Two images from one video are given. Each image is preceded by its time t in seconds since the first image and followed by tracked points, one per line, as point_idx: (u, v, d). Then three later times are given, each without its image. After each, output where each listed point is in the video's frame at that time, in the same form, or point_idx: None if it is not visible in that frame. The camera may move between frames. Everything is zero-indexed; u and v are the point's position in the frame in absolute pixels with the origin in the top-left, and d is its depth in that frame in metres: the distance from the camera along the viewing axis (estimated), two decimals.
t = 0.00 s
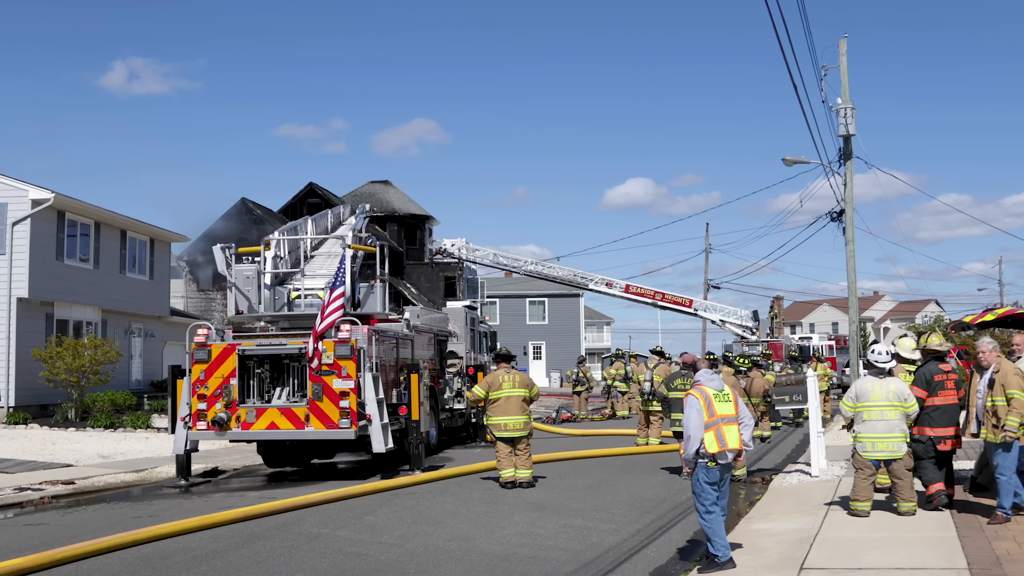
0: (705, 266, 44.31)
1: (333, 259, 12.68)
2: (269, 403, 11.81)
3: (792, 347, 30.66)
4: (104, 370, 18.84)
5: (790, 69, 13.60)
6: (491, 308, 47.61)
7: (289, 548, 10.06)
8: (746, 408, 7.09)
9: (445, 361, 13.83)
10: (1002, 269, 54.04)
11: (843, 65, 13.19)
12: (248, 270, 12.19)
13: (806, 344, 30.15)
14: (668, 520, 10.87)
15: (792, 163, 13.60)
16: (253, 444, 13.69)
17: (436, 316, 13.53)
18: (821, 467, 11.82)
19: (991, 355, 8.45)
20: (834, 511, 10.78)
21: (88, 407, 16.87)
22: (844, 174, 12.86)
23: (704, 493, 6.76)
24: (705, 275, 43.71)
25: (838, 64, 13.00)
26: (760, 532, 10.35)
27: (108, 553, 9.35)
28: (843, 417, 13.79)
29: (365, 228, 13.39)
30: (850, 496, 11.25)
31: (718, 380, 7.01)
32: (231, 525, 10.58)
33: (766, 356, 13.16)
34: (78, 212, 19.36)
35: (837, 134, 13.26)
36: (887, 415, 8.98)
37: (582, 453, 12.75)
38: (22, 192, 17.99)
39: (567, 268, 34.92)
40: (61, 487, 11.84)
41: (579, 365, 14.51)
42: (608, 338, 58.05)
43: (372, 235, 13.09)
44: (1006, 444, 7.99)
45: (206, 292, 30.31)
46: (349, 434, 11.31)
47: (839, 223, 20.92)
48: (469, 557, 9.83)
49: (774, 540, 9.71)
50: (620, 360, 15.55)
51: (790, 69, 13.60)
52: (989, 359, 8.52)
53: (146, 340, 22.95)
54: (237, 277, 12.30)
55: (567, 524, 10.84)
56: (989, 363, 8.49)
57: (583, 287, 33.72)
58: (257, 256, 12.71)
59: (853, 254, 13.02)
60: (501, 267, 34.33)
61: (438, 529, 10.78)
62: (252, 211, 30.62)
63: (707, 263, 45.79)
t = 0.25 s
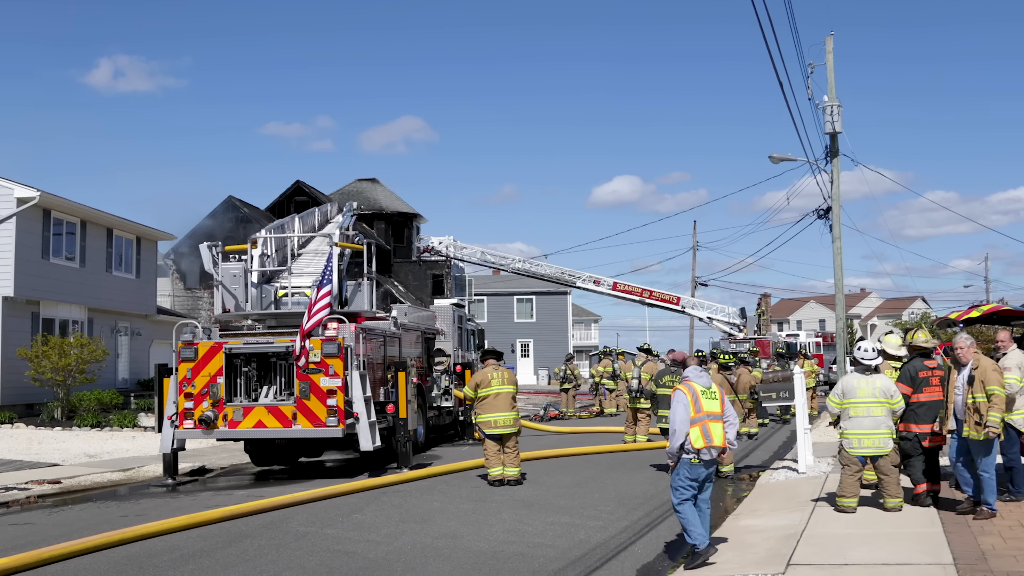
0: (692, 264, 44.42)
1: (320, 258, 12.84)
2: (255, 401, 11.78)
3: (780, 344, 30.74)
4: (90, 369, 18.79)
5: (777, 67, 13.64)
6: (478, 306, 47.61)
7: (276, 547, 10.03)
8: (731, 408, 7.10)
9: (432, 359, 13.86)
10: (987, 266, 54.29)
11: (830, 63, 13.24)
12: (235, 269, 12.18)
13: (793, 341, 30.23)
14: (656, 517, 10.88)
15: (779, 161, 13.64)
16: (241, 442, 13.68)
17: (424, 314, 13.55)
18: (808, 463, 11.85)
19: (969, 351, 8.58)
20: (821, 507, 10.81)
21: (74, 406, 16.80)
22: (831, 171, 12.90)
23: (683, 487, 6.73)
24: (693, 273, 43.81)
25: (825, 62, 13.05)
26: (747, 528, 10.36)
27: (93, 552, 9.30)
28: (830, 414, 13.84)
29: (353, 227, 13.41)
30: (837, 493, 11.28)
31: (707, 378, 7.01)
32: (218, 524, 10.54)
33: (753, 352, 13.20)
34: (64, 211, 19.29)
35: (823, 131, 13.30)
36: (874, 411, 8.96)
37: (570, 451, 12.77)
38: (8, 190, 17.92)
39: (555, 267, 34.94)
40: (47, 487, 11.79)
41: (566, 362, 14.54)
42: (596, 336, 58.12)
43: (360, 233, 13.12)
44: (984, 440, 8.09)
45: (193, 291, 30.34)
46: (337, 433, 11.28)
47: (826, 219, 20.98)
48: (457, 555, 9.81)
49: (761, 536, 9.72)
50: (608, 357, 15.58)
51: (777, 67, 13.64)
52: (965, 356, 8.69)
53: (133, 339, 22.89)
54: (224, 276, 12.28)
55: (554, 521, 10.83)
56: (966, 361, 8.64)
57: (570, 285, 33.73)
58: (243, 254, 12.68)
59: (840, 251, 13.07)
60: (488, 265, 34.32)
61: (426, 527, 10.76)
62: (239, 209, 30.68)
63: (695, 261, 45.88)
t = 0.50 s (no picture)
0: (674, 261, 44.57)
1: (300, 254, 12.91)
2: (236, 399, 11.74)
3: (761, 341, 30.86)
4: (69, 366, 18.69)
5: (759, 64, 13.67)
6: (461, 303, 47.60)
7: (257, 544, 9.97)
8: (709, 406, 7.12)
9: (414, 356, 13.76)
10: (967, 264, 54.68)
11: (811, 60, 13.27)
12: (216, 265, 12.05)
13: (774, 338, 30.35)
14: (637, 514, 10.89)
15: (761, 158, 13.67)
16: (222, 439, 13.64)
17: (405, 311, 13.56)
18: (788, 459, 11.90)
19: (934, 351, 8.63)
20: (801, 503, 10.85)
21: (53, 403, 16.71)
22: (812, 168, 12.94)
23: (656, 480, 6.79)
24: (674, 271, 43.95)
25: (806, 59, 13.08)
26: (727, 524, 10.38)
27: (71, 551, 9.18)
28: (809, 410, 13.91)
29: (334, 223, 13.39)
30: (816, 488, 11.33)
31: (687, 374, 7.01)
32: (198, 522, 10.47)
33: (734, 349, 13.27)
34: (43, 207, 19.16)
35: (804, 129, 13.34)
36: (853, 407, 8.86)
37: (551, 447, 12.81)
38: None
39: (537, 263, 34.95)
40: (25, 485, 11.71)
41: (548, 359, 14.56)
42: (578, 332, 58.22)
43: (341, 230, 13.10)
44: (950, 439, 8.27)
45: (174, 287, 30.25)
46: (318, 430, 11.24)
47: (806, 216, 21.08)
48: (438, 552, 9.79)
49: (741, 532, 9.75)
50: (589, 353, 15.62)
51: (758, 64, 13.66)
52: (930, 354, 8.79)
53: (113, 336, 22.79)
54: (204, 272, 12.13)
55: (535, 518, 10.83)
56: (931, 360, 8.70)
57: (552, 282, 33.76)
58: (224, 251, 12.65)
59: (821, 248, 13.11)
60: (471, 262, 34.30)
61: (407, 524, 10.73)
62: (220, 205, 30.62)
63: (677, 257, 46.02)
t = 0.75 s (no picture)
0: (651, 259, 44.76)
1: (277, 251, 12.86)
2: (212, 397, 11.67)
3: (737, 338, 31.02)
4: (42, 364, 18.55)
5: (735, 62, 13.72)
6: (438, 300, 47.59)
7: (234, 543, 9.65)
8: (679, 401, 7.05)
9: (390, 354, 13.79)
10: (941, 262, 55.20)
11: (787, 59, 13.34)
12: (191, 262, 12.03)
13: (750, 335, 30.50)
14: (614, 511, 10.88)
15: (736, 156, 13.74)
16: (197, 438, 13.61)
17: (382, 309, 13.56)
18: (764, 456, 11.96)
19: (891, 346, 8.51)
20: (776, 499, 10.90)
21: (26, 401, 16.59)
22: (788, 166, 13.00)
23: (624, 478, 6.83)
24: (651, 269, 44.14)
25: (782, 58, 13.14)
26: (703, 521, 10.42)
27: (42, 551, 8.81)
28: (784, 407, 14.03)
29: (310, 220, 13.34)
30: (791, 485, 11.38)
31: (653, 371, 6.97)
32: (174, 521, 10.18)
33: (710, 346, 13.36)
34: (16, 203, 18.99)
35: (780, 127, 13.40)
36: (829, 404, 8.80)
37: (528, 445, 12.85)
38: None
39: (515, 261, 34.97)
40: None
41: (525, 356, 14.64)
42: (556, 330, 58.33)
43: (317, 227, 13.08)
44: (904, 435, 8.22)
45: (149, 284, 30.13)
46: (294, 428, 11.18)
47: (781, 214, 21.19)
48: (416, 549, 9.65)
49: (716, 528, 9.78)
50: (566, 351, 15.71)
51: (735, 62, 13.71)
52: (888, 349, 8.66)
53: (87, 333, 22.65)
54: (179, 269, 12.09)
55: (512, 515, 10.79)
56: (888, 355, 8.54)
57: (530, 279, 33.80)
58: (199, 249, 12.60)
59: (796, 246, 13.18)
60: (448, 259, 34.28)
61: (383, 522, 10.64)
62: (196, 201, 30.49)
63: (654, 255, 46.19)
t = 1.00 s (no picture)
0: (638, 259, 44.86)
1: (263, 250, 12.88)
2: (197, 396, 11.62)
3: (722, 339, 31.09)
4: (27, 363, 18.48)
5: (723, 64, 13.77)
6: (425, 299, 47.58)
7: (218, 542, 9.24)
8: (651, 404, 7.02)
9: (377, 353, 13.82)
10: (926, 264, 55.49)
11: (774, 60, 13.40)
12: (177, 261, 12.02)
13: (736, 336, 30.57)
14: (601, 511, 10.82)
15: (723, 157, 13.78)
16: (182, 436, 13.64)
17: (368, 308, 13.58)
18: (750, 456, 11.99)
19: (864, 348, 8.60)
20: (761, 500, 10.91)
21: (11, 401, 16.53)
22: (775, 167, 13.04)
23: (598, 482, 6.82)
24: (637, 269, 44.23)
25: (769, 59, 13.20)
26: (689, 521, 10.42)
27: (23, 552, 8.51)
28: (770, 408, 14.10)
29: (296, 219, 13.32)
30: (777, 485, 11.40)
31: (621, 374, 6.96)
32: (158, 520, 9.91)
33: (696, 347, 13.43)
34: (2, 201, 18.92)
35: (767, 128, 13.44)
36: (814, 405, 8.64)
37: (514, 445, 12.89)
38: None
39: (502, 260, 34.96)
40: None
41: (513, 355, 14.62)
42: (542, 329, 58.36)
43: (303, 226, 13.10)
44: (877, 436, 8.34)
45: (134, 282, 30.04)
46: (279, 427, 11.14)
47: (765, 215, 21.28)
48: (402, 548, 9.11)
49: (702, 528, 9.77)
50: (553, 351, 15.79)
51: (722, 64, 13.77)
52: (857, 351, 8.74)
53: (73, 332, 22.56)
54: (165, 268, 12.08)
55: (498, 515, 10.62)
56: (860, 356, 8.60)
57: (517, 279, 33.80)
58: (185, 247, 12.55)
59: (782, 247, 13.23)
60: (435, 258, 34.24)
61: (369, 521, 10.44)
62: (183, 198, 30.41)
63: (640, 255, 46.28)
